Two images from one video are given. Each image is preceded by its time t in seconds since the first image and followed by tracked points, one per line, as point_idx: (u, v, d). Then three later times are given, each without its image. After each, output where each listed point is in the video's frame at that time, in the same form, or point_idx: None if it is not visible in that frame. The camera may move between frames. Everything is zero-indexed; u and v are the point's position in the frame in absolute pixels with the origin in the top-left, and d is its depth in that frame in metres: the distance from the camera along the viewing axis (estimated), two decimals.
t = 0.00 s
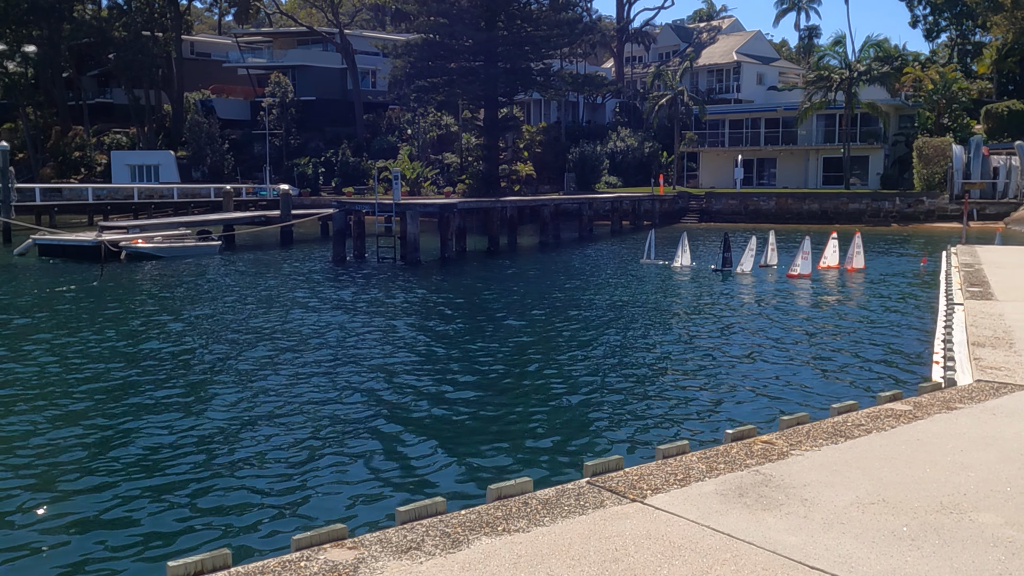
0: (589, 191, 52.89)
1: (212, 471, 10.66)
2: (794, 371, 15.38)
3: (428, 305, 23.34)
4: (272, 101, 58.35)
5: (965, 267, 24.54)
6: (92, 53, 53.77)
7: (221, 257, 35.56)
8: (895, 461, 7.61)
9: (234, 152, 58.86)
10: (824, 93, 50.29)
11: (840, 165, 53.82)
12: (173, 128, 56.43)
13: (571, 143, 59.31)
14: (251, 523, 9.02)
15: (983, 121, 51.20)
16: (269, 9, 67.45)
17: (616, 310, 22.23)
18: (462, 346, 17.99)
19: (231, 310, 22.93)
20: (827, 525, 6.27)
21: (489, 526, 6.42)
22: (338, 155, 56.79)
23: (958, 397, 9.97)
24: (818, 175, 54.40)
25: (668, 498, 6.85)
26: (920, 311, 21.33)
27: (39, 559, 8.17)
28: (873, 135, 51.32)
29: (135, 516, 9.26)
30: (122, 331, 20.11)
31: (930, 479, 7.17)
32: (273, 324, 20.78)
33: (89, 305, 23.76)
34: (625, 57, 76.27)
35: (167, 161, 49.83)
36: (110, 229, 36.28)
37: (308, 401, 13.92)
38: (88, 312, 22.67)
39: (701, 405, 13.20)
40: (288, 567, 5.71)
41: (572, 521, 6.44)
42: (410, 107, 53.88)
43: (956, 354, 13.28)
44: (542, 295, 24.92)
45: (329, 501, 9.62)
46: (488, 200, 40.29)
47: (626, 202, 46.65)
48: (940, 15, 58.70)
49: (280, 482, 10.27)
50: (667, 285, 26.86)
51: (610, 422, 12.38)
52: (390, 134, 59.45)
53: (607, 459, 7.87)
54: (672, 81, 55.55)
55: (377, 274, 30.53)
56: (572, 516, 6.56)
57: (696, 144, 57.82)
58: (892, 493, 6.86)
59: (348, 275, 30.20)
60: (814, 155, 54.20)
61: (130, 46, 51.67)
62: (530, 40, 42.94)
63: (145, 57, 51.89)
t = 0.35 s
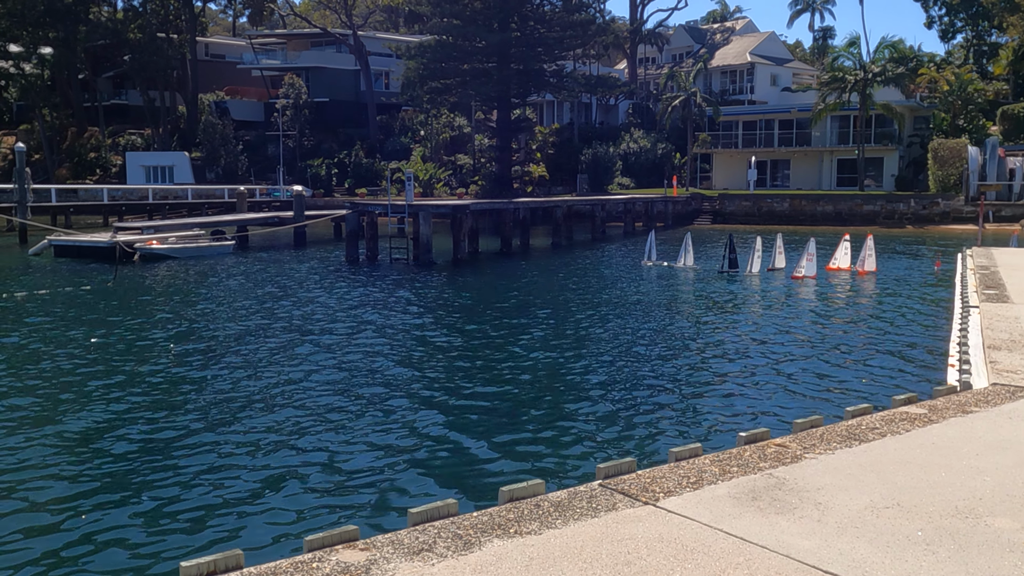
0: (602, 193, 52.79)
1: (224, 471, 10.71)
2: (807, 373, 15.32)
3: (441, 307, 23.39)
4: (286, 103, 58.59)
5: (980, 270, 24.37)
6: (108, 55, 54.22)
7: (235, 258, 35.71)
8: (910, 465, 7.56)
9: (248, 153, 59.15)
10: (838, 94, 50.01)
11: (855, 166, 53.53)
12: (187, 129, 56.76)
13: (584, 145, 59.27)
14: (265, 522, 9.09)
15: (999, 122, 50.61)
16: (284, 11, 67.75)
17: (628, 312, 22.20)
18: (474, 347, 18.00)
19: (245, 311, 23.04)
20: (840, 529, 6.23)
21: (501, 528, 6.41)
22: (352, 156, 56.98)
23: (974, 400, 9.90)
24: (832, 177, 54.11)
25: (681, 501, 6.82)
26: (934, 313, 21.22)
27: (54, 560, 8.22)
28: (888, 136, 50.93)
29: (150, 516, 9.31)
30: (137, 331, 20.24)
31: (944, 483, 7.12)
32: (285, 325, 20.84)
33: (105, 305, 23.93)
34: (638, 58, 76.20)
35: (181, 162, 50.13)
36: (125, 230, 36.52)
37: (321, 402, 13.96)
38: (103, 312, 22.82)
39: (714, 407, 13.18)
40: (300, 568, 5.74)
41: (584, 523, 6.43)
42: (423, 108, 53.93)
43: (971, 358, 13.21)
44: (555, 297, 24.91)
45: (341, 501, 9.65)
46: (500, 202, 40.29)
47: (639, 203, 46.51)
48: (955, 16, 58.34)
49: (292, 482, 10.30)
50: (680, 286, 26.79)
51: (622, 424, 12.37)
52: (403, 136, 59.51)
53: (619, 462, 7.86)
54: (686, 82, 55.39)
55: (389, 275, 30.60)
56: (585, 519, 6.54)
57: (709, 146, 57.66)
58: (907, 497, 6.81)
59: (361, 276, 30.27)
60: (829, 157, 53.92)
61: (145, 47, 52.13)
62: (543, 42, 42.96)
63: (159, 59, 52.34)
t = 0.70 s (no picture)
0: (615, 195, 52.71)
1: (238, 472, 10.75)
2: (822, 374, 15.33)
3: (454, 307, 23.46)
4: (299, 105, 58.84)
5: (997, 274, 24.26)
6: (123, 58, 54.58)
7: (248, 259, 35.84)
8: (924, 469, 7.51)
9: (262, 155, 59.45)
10: (852, 96, 49.74)
11: (869, 168, 53.23)
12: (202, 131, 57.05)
13: (597, 147, 59.21)
14: (277, 523, 9.10)
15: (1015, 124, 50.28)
16: (297, 13, 67.99)
17: (640, 314, 22.15)
18: (487, 349, 18.02)
19: (258, 312, 23.17)
20: (855, 534, 6.20)
21: (513, 531, 6.41)
22: (365, 158, 57.12)
23: (990, 404, 9.83)
24: (846, 179, 53.83)
25: (694, 504, 6.81)
26: (949, 316, 21.14)
27: (68, 560, 8.25)
28: (903, 138, 50.56)
29: (163, 516, 9.35)
30: (150, 331, 20.37)
31: (959, 487, 7.08)
32: (298, 326, 20.93)
33: (119, 305, 24.10)
34: (651, 60, 76.07)
35: (195, 164, 50.29)
36: (140, 232, 36.75)
37: (333, 403, 14.00)
38: (117, 312, 22.97)
39: (728, 408, 13.18)
40: (312, 568, 5.77)
41: (597, 526, 6.42)
42: (436, 110, 53.97)
43: (986, 362, 13.15)
44: (567, 298, 24.93)
45: (353, 502, 9.66)
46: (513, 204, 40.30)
47: (651, 205, 46.37)
48: (971, 17, 57.90)
49: (304, 483, 10.33)
50: (693, 288, 26.75)
51: (634, 426, 12.34)
52: (416, 137, 59.53)
53: (632, 464, 7.87)
54: (699, 84, 55.24)
55: (402, 276, 30.64)
56: (597, 521, 6.53)
57: (722, 148, 57.49)
58: (923, 501, 6.77)
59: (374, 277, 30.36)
60: (842, 159, 53.67)
61: (160, 50, 52.39)
62: (556, 43, 42.92)
63: (174, 61, 52.67)
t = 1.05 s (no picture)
0: (623, 195, 52.66)
1: (247, 471, 10.77)
2: (831, 374, 15.31)
3: (463, 307, 23.49)
4: (308, 105, 58.98)
5: (1008, 274, 24.17)
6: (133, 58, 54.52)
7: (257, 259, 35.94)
8: (935, 470, 7.48)
9: (271, 154, 59.68)
10: (862, 95, 49.55)
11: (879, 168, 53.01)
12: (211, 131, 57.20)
13: (605, 146, 59.19)
14: (286, 523, 9.12)
15: None
16: (307, 13, 68.15)
17: (647, 314, 22.11)
18: (496, 348, 18.03)
19: (268, 311, 23.23)
20: (865, 534, 6.18)
21: (522, 530, 6.42)
22: (374, 157, 57.14)
23: (1001, 405, 9.77)
24: (855, 178, 53.60)
25: (703, 504, 6.80)
26: (959, 316, 21.06)
27: (78, 559, 8.29)
28: (914, 138, 50.39)
29: (173, 515, 9.39)
30: (160, 330, 20.46)
31: (971, 488, 7.05)
32: (307, 325, 20.99)
33: (129, 304, 24.22)
34: (660, 59, 75.98)
35: (205, 164, 50.52)
36: (149, 231, 36.87)
37: (342, 402, 14.03)
38: (128, 311, 23.07)
39: (737, 408, 13.18)
40: (323, 567, 5.79)
41: (606, 526, 6.42)
42: (445, 110, 54.00)
43: (998, 362, 13.08)
44: (576, 297, 24.93)
45: (362, 502, 9.67)
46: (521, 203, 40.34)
47: (659, 205, 46.29)
48: (982, 16, 57.44)
49: (312, 483, 10.35)
50: (702, 288, 26.71)
51: (644, 426, 12.32)
52: (424, 137, 59.59)
53: (641, 464, 7.86)
54: (708, 83, 55.14)
55: (410, 276, 30.68)
56: (606, 521, 6.53)
57: (731, 147, 57.38)
58: (934, 502, 6.75)
59: (383, 276, 30.44)
60: (852, 158, 53.49)
61: (170, 49, 52.29)
62: (564, 43, 42.88)
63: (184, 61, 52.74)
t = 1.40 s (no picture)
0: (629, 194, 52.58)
1: (255, 470, 10.80)
2: (837, 374, 15.28)
3: (469, 306, 23.51)
4: (314, 103, 59.05)
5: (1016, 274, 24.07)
6: (139, 57, 54.51)
7: (263, 258, 35.97)
8: (943, 470, 7.47)
9: (277, 154, 59.77)
10: (868, 94, 49.40)
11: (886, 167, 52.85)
12: (217, 130, 57.30)
13: (611, 145, 59.15)
14: (293, 521, 9.14)
15: None
16: (312, 12, 68.20)
17: (653, 313, 22.03)
18: (502, 347, 18.03)
19: (274, 310, 23.26)
20: (873, 534, 6.18)
21: (529, 529, 6.43)
22: (379, 156, 57.14)
23: (1008, 405, 9.73)
24: (862, 177, 53.44)
25: (710, 503, 6.80)
26: (967, 316, 20.97)
27: (85, 558, 8.31)
28: (920, 136, 50.27)
29: (181, 514, 9.41)
30: (167, 329, 20.51)
31: (977, 488, 7.04)
32: (313, 325, 20.94)
33: (136, 303, 24.28)
34: (666, 58, 75.86)
35: (211, 162, 50.90)
36: (156, 230, 36.93)
37: (349, 401, 14.00)
38: (134, 310, 23.12)
39: (743, 408, 13.16)
40: (330, 566, 5.82)
41: (613, 525, 6.43)
42: (450, 109, 53.94)
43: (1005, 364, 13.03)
44: (582, 297, 24.92)
45: (368, 501, 9.68)
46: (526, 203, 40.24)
47: (666, 204, 46.13)
48: (989, 14, 56.84)
49: (318, 481, 10.38)
50: (708, 287, 26.66)
51: (650, 426, 12.29)
52: (430, 136, 59.62)
53: (647, 463, 7.87)
54: (714, 82, 55.05)
55: (416, 275, 30.62)
56: (613, 520, 6.55)
57: (737, 146, 57.28)
58: (940, 501, 6.75)
59: (389, 276, 30.45)
60: (858, 157, 53.30)
61: (177, 49, 52.22)
62: (570, 42, 42.87)
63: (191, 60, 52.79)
